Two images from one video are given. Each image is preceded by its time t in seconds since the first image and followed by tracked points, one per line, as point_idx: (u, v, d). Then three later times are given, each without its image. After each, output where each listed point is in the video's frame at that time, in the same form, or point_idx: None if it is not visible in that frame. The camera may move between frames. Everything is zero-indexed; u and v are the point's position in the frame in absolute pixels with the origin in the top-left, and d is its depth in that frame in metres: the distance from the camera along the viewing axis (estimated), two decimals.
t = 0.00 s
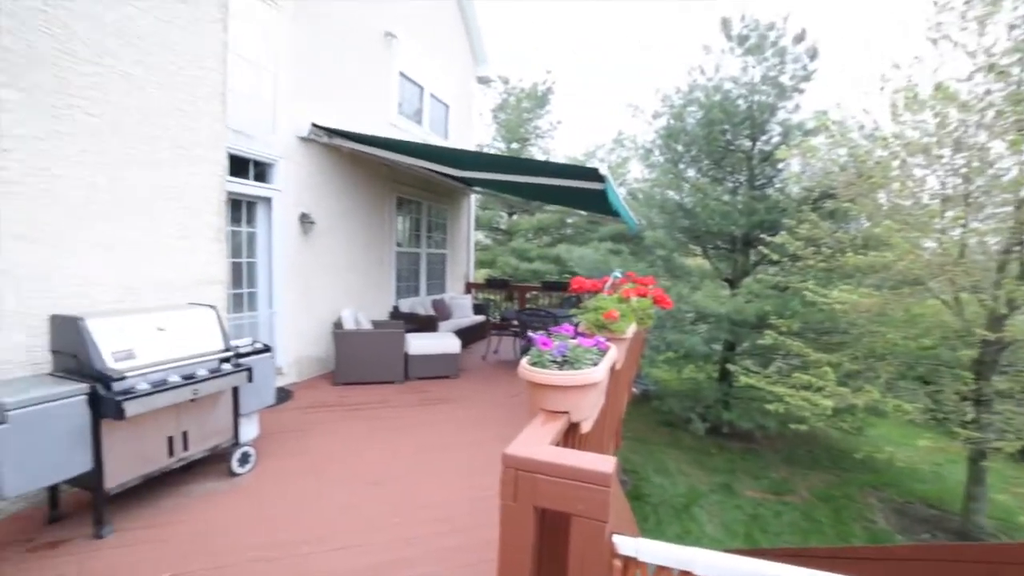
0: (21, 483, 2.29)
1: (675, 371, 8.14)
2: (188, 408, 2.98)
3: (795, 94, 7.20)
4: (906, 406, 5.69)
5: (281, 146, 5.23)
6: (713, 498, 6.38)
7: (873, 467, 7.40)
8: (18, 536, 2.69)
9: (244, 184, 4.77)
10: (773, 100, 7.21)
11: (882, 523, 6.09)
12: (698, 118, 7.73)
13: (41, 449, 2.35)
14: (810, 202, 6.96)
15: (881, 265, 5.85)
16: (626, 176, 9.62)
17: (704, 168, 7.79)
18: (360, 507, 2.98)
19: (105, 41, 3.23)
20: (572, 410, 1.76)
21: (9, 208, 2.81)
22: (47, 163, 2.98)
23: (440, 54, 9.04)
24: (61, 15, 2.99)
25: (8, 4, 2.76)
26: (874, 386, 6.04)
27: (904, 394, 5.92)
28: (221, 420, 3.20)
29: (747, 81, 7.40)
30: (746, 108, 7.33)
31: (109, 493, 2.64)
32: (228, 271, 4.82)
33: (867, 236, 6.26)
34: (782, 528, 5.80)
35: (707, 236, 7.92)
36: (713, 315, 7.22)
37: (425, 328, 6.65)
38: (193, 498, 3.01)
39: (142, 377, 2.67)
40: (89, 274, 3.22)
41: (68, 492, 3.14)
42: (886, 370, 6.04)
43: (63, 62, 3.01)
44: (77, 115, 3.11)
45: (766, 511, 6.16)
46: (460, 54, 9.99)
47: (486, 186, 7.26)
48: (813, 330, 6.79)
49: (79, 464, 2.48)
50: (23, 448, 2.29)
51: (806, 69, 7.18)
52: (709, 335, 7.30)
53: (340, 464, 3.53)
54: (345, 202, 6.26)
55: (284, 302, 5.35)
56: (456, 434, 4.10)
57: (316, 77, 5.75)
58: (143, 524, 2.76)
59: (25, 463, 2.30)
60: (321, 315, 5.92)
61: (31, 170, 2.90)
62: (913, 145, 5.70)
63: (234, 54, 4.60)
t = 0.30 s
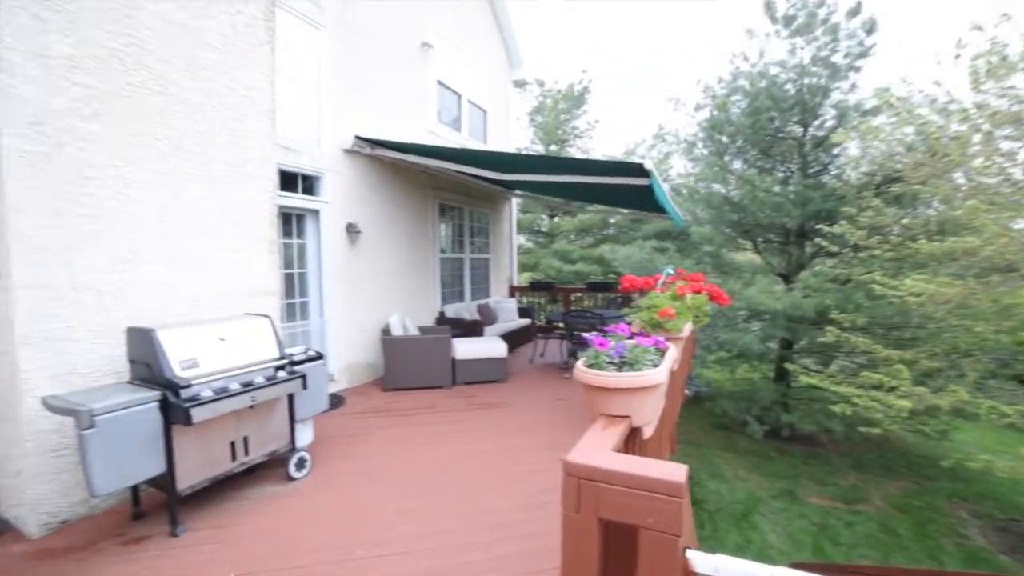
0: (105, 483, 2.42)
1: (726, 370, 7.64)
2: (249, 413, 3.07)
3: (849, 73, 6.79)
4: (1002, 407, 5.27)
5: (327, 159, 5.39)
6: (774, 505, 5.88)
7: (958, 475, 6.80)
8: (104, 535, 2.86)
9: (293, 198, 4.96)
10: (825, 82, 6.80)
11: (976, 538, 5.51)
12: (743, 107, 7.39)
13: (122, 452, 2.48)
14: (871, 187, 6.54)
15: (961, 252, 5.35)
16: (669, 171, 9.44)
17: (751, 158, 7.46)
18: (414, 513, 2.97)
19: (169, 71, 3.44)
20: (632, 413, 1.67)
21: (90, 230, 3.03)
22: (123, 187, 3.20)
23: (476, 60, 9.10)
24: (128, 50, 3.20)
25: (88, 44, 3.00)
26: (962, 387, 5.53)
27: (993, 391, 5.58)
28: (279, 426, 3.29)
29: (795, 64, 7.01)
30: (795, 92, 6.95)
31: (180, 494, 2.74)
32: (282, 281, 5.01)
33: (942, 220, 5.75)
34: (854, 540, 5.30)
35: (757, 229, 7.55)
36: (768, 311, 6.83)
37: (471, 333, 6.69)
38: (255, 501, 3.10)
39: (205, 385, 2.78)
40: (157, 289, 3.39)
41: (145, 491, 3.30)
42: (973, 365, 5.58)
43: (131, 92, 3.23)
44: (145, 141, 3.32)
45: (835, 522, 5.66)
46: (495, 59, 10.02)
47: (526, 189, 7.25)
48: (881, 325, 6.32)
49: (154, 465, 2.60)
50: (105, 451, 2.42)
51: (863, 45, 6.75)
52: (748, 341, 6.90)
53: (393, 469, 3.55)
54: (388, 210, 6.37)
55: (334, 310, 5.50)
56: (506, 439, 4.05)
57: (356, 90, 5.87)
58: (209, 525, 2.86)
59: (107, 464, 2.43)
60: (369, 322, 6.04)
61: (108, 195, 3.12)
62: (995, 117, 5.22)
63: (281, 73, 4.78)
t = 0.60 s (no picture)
0: (166, 483, 2.47)
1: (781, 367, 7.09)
2: (298, 415, 3.09)
3: (915, 43, 6.24)
4: None
5: (368, 162, 5.44)
6: (841, 512, 5.33)
7: None
8: (170, 529, 2.92)
9: (336, 202, 5.02)
10: (887, 54, 6.29)
11: None
12: (793, 89, 6.95)
13: (181, 452, 2.52)
14: (947, 166, 5.93)
15: None
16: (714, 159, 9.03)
17: (803, 143, 7.02)
18: (465, 517, 2.90)
19: (216, 83, 3.52)
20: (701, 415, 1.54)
21: (147, 238, 3.12)
22: (176, 197, 3.28)
23: (512, 57, 9.01)
24: (178, 65, 3.30)
25: (145, 62, 3.14)
26: None
27: None
28: (327, 428, 3.30)
29: (852, 37, 6.50)
30: (853, 68, 6.48)
31: (234, 495, 2.78)
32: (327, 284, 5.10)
33: None
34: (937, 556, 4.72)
35: (812, 218, 7.07)
36: (825, 304, 6.38)
37: (515, 332, 6.60)
38: (306, 502, 3.11)
39: (257, 387, 2.81)
40: (212, 294, 3.46)
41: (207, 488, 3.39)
42: None
43: (182, 105, 3.32)
44: (196, 151, 3.39)
45: (915, 534, 5.08)
46: (531, 56, 9.92)
47: (566, 184, 7.11)
48: (962, 319, 5.74)
49: (210, 466, 2.64)
50: (165, 451, 2.47)
51: (936, 11, 6.12)
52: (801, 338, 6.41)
53: (442, 471, 3.50)
54: (427, 210, 6.35)
55: (379, 311, 5.54)
56: (555, 441, 3.93)
57: (394, 91, 5.89)
58: (263, 524, 2.89)
59: (168, 464, 2.47)
60: (413, 323, 6.06)
61: (164, 205, 3.21)
62: None
63: (321, 78, 4.84)
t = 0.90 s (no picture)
0: (195, 483, 2.44)
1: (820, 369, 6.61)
2: (325, 416, 3.04)
3: (980, 17, 5.72)
4: None
5: (396, 159, 5.39)
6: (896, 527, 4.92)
7: None
8: (200, 527, 2.90)
9: (365, 199, 4.98)
10: (946, 31, 5.81)
11: None
12: (835, 76, 6.56)
13: (208, 453, 2.49)
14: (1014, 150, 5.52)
15: None
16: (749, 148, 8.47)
17: (846, 132, 6.60)
18: (498, 524, 2.78)
19: (245, 79, 3.48)
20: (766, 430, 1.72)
21: (178, 235, 3.10)
22: (206, 194, 3.24)
23: (540, 49, 8.84)
24: (209, 62, 3.28)
25: (176, 60, 3.12)
26: None
27: None
28: (355, 428, 3.24)
29: (904, 16, 6.08)
30: (904, 50, 6.08)
31: (262, 496, 2.74)
32: (354, 282, 5.07)
33: None
34: None
35: (858, 211, 6.60)
36: (868, 300, 5.81)
37: (545, 330, 6.46)
38: (335, 503, 3.06)
39: (283, 387, 2.76)
40: (243, 292, 3.42)
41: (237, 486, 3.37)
42: None
43: (212, 102, 3.29)
44: (226, 147, 3.36)
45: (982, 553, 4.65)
46: (559, 49, 9.73)
47: (596, 178, 6.93)
48: None
49: (238, 467, 2.61)
50: (193, 451, 2.44)
51: None
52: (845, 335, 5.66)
53: (473, 474, 3.39)
54: (455, 206, 6.26)
55: (407, 309, 5.48)
56: (589, 445, 3.77)
57: (422, 86, 5.81)
58: (289, 526, 2.85)
59: (195, 464, 2.44)
60: (441, 321, 5.98)
61: (195, 202, 3.18)
62: None
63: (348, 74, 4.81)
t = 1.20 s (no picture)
0: (208, 485, 2.36)
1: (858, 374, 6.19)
2: (343, 417, 2.94)
3: None
4: None
5: (417, 153, 5.28)
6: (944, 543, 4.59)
7: None
8: (215, 528, 2.83)
9: (385, 194, 4.90)
10: (1009, 9, 5.36)
11: None
12: (879, 62, 6.19)
13: (222, 454, 2.41)
14: None
15: None
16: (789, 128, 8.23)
17: (888, 123, 6.24)
18: (521, 535, 2.62)
19: (266, 71, 3.40)
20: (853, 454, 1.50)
21: (197, 230, 3.04)
22: (224, 187, 3.17)
23: (564, 41, 8.62)
24: (229, 53, 3.20)
25: (196, 52, 3.04)
26: None
27: None
28: (374, 430, 3.13)
29: None
30: (957, 32, 5.67)
31: (277, 499, 2.65)
32: (376, 278, 4.99)
33: None
34: None
35: (898, 206, 6.33)
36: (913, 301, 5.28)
37: (569, 329, 6.28)
38: (353, 507, 2.96)
39: (299, 387, 2.67)
40: (262, 287, 3.35)
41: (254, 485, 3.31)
42: None
43: (231, 94, 3.20)
44: (245, 141, 3.28)
45: None
46: (584, 41, 9.49)
47: (623, 172, 6.71)
48: None
49: (252, 469, 2.52)
50: (207, 452, 2.36)
51: None
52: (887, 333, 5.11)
53: (496, 480, 3.24)
54: (477, 201, 6.13)
55: (429, 306, 5.38)
56: (617, 450, 3.58)
57: (444, 79, 5.68)
58: (305, 530, 2.75)
59: (209, 466, 2.36)
60: (464, 319, 5.85)
61: (213, 197, 3.11)
62: None
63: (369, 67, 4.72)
